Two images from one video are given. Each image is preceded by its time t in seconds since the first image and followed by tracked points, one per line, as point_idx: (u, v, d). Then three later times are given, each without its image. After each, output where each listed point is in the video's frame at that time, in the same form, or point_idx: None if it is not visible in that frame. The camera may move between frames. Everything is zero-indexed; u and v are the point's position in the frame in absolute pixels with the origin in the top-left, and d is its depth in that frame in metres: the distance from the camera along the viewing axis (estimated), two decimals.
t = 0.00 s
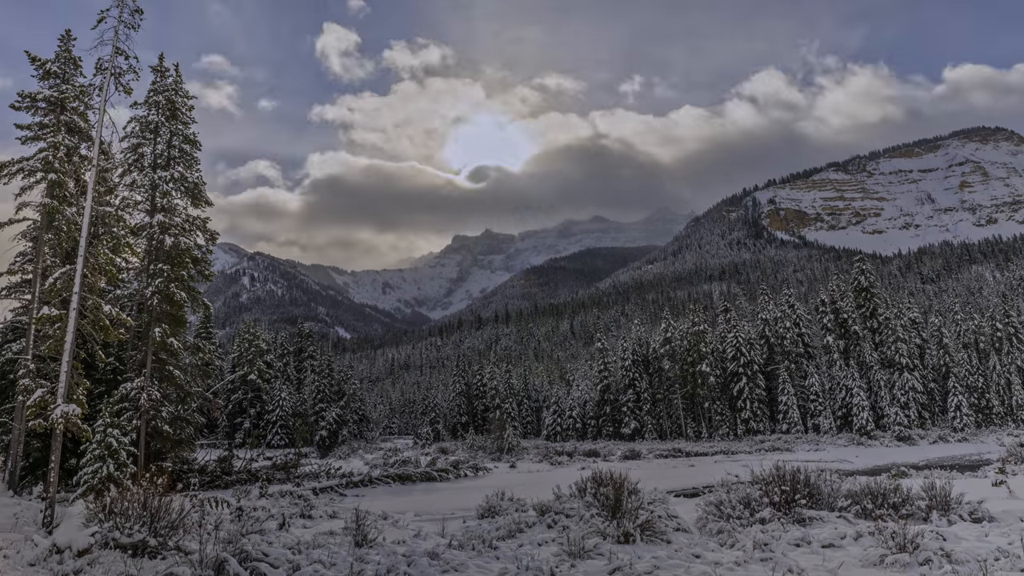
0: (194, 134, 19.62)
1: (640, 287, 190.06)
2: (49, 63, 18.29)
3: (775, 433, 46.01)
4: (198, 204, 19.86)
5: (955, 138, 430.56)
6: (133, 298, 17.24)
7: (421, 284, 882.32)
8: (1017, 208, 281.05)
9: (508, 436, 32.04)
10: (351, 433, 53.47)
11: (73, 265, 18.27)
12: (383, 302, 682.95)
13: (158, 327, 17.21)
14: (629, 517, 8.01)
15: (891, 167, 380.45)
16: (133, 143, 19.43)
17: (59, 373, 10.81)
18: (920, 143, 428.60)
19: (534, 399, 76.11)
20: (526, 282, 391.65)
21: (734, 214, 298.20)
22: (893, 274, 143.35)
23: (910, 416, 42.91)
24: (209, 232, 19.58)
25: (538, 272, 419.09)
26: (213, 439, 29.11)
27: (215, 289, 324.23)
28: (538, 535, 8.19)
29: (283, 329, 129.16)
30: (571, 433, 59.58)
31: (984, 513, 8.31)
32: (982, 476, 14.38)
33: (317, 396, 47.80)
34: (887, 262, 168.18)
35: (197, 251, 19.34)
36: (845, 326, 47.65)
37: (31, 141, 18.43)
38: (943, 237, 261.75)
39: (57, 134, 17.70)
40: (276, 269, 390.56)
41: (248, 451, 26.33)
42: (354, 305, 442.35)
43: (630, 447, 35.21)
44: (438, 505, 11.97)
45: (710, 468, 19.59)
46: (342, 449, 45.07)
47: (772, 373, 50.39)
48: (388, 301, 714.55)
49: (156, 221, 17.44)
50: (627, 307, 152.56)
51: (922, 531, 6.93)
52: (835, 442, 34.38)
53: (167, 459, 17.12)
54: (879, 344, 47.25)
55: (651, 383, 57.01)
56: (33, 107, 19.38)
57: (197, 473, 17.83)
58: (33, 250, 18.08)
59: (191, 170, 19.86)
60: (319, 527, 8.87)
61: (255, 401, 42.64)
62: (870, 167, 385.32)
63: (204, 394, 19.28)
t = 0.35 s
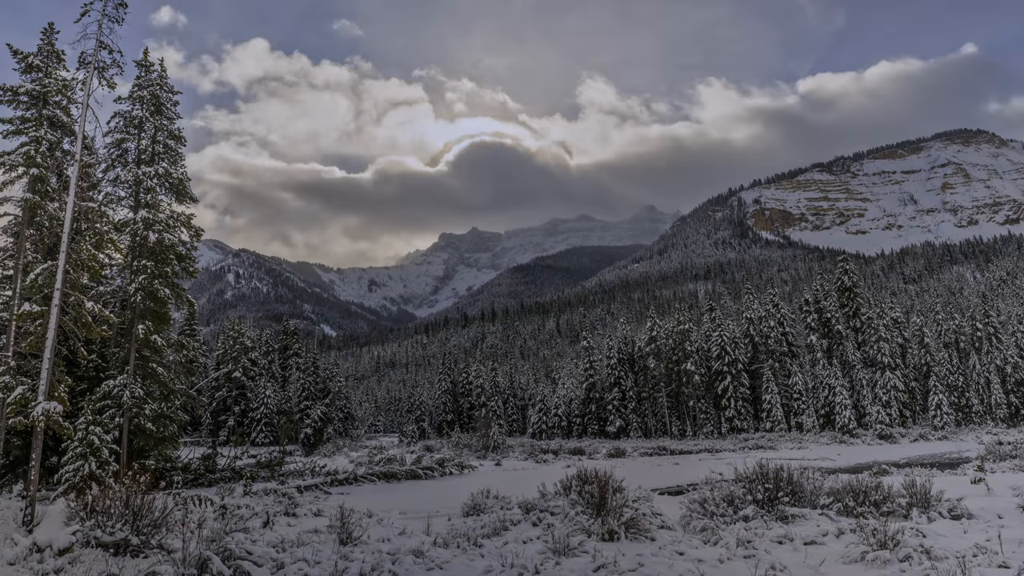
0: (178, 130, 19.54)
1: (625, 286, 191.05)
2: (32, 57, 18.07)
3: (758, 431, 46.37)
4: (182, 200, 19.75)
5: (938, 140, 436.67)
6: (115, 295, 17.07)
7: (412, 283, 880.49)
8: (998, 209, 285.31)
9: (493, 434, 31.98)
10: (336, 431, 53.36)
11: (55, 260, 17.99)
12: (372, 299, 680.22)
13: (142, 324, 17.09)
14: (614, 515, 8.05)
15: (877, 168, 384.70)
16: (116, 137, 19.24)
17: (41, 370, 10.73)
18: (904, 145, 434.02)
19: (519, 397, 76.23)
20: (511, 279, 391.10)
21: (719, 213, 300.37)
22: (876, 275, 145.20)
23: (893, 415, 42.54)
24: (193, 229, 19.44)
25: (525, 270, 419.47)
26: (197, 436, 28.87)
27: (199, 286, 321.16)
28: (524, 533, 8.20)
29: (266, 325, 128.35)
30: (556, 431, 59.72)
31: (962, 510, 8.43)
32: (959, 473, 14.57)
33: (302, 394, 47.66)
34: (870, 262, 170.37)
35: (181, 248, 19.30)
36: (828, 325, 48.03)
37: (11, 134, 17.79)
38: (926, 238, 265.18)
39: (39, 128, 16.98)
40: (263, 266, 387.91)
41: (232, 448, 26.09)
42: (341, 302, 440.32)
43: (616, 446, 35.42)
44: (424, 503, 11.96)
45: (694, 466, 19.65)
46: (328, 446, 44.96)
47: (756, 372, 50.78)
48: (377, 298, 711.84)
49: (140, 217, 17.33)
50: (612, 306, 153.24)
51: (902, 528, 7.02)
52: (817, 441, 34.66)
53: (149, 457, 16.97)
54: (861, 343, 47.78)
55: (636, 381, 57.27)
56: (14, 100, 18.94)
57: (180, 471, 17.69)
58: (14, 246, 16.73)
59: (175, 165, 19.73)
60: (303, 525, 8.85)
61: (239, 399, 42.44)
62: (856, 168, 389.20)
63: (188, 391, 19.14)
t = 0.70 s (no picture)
0: (160, 124, 19.39)
1: (608, 284, 192.09)
2: (9, 49, 17.80)
3: (738, 429, 46.81)
4: (163, 195, 19.51)
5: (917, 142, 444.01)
6: (94, 291, 16.86)
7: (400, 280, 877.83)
8: (975, 211, 290.48)
9: (475, 432, 31.98)
10: (317, 428, 53.25)
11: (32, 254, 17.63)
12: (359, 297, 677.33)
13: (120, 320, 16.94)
14: (595, 512, 8.07)
15: (859, 169, 389.18)
16: (95, 130, 18.95)
17: (17, 366, 10.59)
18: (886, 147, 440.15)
19: (501, 394, 76.50)
20: (495, 276, 390.90)
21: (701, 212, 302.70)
22: (856, 275, 147.09)
23: (869, 412, 43.49)
24: (174, 224, 19.30)
25: (510, 267, 419.82)
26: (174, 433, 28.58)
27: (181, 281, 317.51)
28: (506, 530, 8.21)
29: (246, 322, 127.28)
30: (538, 428, 59.86)
31: (937, 506, 8.56)
32: (934, 469, 14.76)
33: (283, 391, 47.49)
34: (849, 262, 172.86)
35: (162, 243, 19.15)
36: (807, 325, 48.38)
37: None
38: (904, 239, 269.45)
39: (16, 121, 16.76)
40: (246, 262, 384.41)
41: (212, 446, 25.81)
42: (324, 299, 437.93)
43: (597, 444, 35.60)
44: (405, 501, 11.93)
45: (675, 463, 19.81)
46: (309, 442, 44.82)
47: (737, 370, 51.23)
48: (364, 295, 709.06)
49: (120, 212, 17.15)
50: (595, 304, 154.01)
51: (879, 525, 7.11)
52: (796, 438, 35.00)
53: (128, 455, 16.79)
54: (840, 342, 48.24)
55: (618, 379, 57.55)
56: None
57: (159, 469, 17.48)
58: None
59: (156, 160, 19.54)
60: (283, 523, 8.80)
61: (219, 396, 42.13)
62: (839, 169, 393.67)
63: (167, 388, 18.96)
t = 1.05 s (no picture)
0: (143, 119, 19.21)
1: (594, 283, 192.87)
2: None
3: (722, 427, 47.14)
4: (146, 191, 19.32)
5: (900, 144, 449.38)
6: (75, 287, 16.70)
7: (390, 278, 875.98)
8: (955, 212, 294.43)
9: (460, 430, 31.90)
10: (302, 426, 53.10)
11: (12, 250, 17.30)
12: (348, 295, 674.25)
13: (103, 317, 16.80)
14: (579, 510, 8.09)
15: (845, 170, 392.79)
16: (78, 125, 18.75)
17: None
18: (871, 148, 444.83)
19: (486, 392, 76.66)
20: (482, 274, 390.43)
21: (687, 212, 304.27)
22: (839, 275, 148.47)
23: (850, 411, 44.07)
24: (158, 220, 19.12)
25: (496, 265, 420.24)
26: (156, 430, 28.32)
27: (165, 277, 314.45)
28: (490, 527, 8.22)
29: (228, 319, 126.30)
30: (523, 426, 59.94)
31: (916, 504, 8.67)
32: (913, 468, 14.94)
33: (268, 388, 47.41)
34: (832, 262, 174.74)
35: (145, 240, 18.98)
36: (791, 324, 48.71)
37: None
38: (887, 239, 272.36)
39: None
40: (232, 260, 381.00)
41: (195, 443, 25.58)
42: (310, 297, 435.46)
43: (583, 442, 35.80)
44: (391, 498, 11.90)
45: (660, 461, 19.86)
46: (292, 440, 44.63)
47: (721, 369, 51.59)
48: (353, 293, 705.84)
49: (103, 208, 17.00)
50: (580, 303, 154.51)
51: (859, 522, 7.19)
52: (779, 437, 35.26)
53: (110, 453, 16.60)
54: (824, 341, 48.59)
55: (603, 377, 57.77)
56: None
57: (141, 466, 17.30)
58: None
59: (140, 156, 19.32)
60: (267, 520, 8.76)
61: (203, 393, 41.85)
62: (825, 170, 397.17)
63: (150, 385, 18.81)
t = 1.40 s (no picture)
0: (127, 114, 19.07)
1: (579, 282, 193.53)
2: None
3: (706, 425, 47.38)
4: (130, 186, 19.15)
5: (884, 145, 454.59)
6: (57, 283, 16.53)
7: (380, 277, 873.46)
8: (936, 213, 298.05)
9: (445, 427, 31.75)
10: (287, 424, 52.77)
11: None
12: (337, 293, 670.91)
13: (86, 314, 16.64)
14: (564, 508, 8.13)
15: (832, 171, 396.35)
16: (60, 119, 18.56)
17: None
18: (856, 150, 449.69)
19: (472, 390, 76.71)
20: (467, 271, 389.95)
21: (673, 211, 305.71)
22: (823, 275, 149.98)
23: (833, 409, 44.47)
24: (141, 216, 18.97)
25: (483, 263, 420.15)
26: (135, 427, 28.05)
27: (147, 273, 310.91)
28: (475, 525, 8.21)
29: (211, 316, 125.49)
30: (508, 424, 59.91)
31: (896, 501, 8.78)
32: (894, 466, 15.08)
33: (252, 385, 47.07)
34: (815, 262, 176.61)
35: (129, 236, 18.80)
36: (774, 323, 49.12)
37: None
38: (869, 240, 275.13)
39: None
40: (217, 258, 377.90)
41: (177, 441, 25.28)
42: (296, 295, 433.32)
43: (567, 439, 35.80)
44: (375, 496, 11.88)
45: (645, 459, 19.89)
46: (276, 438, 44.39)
47: (705, 367, 51.85)
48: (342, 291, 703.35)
49: (85, 203, 16.84)
50: (566, 301, 154.87)
51: (841, 519, 7.26)
52: (762, 435, 35.45)
53: (91, 451, 16.42)
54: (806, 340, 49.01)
55: (588, 375, 58.06)
56: None
57: (122, 465, 17.11)
58: None
59: (124, 151, 19.13)
60: (250, 519, 8.71)
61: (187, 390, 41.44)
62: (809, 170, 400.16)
63: (133, 382, 18.63)
